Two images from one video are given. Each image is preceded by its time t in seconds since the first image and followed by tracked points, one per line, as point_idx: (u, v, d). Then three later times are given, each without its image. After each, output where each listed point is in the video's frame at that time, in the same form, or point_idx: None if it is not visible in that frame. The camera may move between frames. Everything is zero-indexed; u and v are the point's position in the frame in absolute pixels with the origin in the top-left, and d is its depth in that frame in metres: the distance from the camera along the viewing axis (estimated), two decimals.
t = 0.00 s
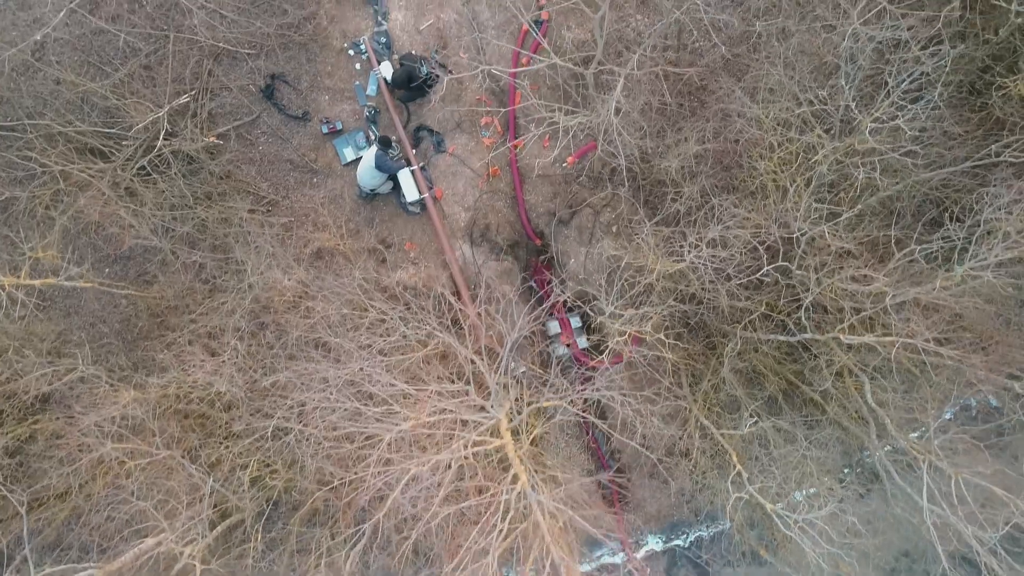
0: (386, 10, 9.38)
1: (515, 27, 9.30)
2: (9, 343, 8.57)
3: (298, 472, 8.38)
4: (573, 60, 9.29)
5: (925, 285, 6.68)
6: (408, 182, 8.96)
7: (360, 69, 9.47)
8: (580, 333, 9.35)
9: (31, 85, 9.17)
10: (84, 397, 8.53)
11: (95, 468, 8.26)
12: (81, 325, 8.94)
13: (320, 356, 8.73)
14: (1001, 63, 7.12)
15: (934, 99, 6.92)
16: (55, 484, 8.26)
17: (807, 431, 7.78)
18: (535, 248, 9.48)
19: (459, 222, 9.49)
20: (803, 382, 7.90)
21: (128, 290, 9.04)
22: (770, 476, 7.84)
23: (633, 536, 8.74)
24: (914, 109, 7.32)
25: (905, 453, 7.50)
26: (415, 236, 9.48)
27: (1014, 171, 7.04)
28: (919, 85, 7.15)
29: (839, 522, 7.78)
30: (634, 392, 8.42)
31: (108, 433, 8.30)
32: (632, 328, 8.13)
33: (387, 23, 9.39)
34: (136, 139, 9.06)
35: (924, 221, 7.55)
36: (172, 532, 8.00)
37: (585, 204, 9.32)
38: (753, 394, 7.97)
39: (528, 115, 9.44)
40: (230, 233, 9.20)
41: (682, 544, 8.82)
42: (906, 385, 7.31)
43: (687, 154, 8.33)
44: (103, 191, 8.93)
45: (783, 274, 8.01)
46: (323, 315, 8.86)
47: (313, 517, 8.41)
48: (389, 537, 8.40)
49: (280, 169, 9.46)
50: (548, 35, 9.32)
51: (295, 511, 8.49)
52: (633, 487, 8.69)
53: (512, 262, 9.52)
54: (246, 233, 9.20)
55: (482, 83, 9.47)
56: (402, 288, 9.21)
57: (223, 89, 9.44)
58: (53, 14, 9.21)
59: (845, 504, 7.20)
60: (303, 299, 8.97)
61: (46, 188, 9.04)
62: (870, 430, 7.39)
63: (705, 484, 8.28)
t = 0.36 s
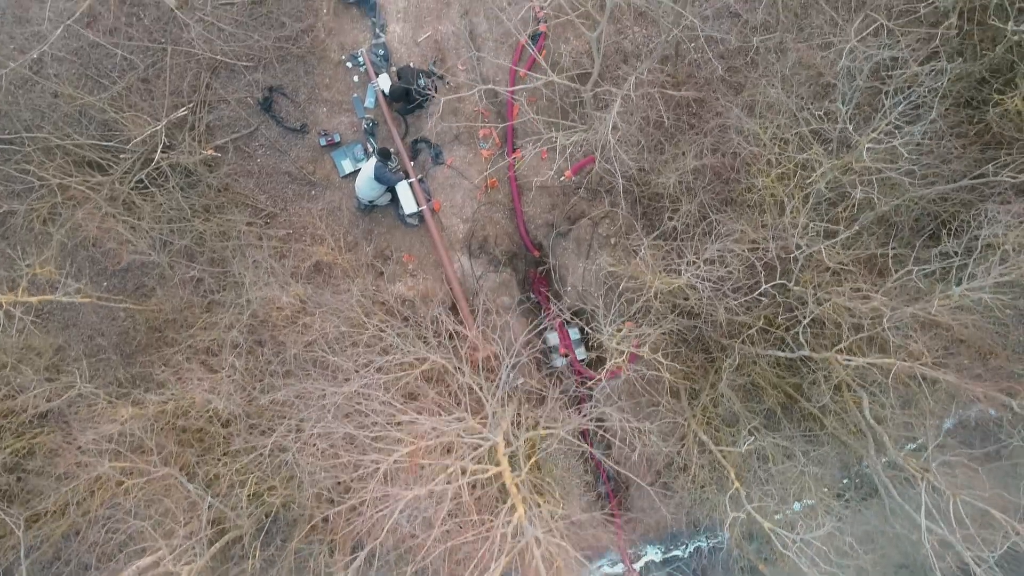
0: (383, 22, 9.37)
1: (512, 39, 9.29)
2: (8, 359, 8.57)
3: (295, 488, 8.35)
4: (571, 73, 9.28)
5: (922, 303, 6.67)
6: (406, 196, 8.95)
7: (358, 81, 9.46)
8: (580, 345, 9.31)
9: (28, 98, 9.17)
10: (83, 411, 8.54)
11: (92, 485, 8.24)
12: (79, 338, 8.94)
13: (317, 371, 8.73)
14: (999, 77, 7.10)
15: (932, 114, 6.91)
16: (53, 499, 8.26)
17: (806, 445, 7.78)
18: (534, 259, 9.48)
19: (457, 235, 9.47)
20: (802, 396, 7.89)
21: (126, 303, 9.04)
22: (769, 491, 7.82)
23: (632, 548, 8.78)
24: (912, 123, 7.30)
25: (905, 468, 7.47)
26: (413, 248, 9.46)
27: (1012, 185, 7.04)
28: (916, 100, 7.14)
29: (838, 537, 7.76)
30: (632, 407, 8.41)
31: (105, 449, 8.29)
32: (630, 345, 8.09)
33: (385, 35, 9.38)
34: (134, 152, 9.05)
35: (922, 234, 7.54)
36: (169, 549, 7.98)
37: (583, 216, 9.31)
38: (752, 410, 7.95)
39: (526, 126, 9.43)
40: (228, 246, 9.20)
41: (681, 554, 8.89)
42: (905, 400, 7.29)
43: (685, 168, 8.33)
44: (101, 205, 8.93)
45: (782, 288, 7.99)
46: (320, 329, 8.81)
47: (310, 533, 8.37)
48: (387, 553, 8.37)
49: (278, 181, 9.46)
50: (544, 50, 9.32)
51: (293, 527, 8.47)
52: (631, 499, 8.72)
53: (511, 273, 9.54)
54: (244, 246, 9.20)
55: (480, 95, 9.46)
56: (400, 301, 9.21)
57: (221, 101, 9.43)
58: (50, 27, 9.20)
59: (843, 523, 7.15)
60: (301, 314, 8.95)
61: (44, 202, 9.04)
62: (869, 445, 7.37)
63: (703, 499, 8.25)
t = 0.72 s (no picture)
0: (381, 34, 9.37)
1: (511, 50, 9.27)
2: (6, 376, 8.56)
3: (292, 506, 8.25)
4: (570, 84, 9.30)
5: (921, 319, 6.66)
6: (405, 209, 8.94)
7: (356, 94, 9.46)
8: (580, 355, 9.29)
9: (27, 111, 9.15)
10: (82, 426, 8.53)
11: (88, 502, 8.20)
12: (78, 352, 8.92)
13: (318, 383, 8.76)
14: (998, 91, 7.08)
15: (931, 129, 6.88)
16: (50, 516, 8.23)
17: (805, 458, 7.78)
18: (533, 267, 9.41)
19: (455, 246, 9.42)
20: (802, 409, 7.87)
21: (125, 317, 9.03)
22: (769, 505, 7.80)
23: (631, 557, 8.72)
24: (911, 136, 7.28)
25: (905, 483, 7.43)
26: (412, 260, 9.44)
27: (1011, 199, 7.02)
28: (915, 114, 7.12)
29: (837, 551, 7.74)
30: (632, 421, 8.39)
31: (104, 464, 8.28)
32: (629, 360, 8.05)
33: (384, 47, 9.38)
34: (133, 165, 9.05)
35: (922, 247, 7.52)
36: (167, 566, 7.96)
37: (582, 227, 9.29)
38: (751, 423, 7.96)
39: (524, 138, 9.41)
40: (228, 258, 9.20)
41: (681, 565, 8.82)
42: (903, 414, 7.29)
43: (684, 181, 8.31)
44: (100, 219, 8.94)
45: (781, 301, 7.97)
46: (319, 341, 8.82)
47: (307, 550, 8.31)
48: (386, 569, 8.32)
49: (276, 194, 9.44)
50: (541, 63, 9.31)
51: (290, 544, 8.41)
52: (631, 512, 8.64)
53: (511, 283, 9.49)
54: (242, 259, 9.23)
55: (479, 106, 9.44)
56: (398, 314, 9.26)
57: (219, 114, 9.41)
58: (49, 40, 9.19)
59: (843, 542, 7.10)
60: (300, 327, 8.95)
61: (43, 215, 9.03)
62: (869, 460, 7.34)
63: (704, 513, 8.18)
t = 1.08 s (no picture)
0: (380, 46, 9.37)
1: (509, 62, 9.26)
2: (6, 391, 8.56)
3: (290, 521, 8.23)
4: (568, 95, 9.28)
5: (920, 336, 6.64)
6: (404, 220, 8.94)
7: (355, 105, 9.45)
8: (580, 366, 9.29)
9: (26, 123, 9.12)
10: (81, 440, 8.52)
11: (88, 517, 8.19)
12: (77, 366, 8.91)
13: (316, 397, 8.74)
14: (995, 105, 7.08)
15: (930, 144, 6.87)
16: (50, 531, 8.24)
17: (806, 472, 7.75)
18: (532, 278, 9.42)
19: (454, 258, 9.41)
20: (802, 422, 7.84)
21: (124, 330, 9.02)
22: (769, 520, 7.77)
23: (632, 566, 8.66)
24: (910, 151, 7.26)
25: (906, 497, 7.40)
26: (411, 271, 9.43)
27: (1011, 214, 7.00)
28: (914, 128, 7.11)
29: (838, 566, 7.71)
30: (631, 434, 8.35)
31: (103, 479, 8.27)
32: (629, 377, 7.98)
33: (382, 58, 9.38)
34: (131, 177, 9.03)
35: (922, 260, 7.49)
36: None
37: (581, 238, 9.27)
38: (751, 437, 7.92)
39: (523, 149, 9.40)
40: (227, 271, 9.18)
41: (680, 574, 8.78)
42: (903, 429, 7.26)
43: (683, 194, 8.29)
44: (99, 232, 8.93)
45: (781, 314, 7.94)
46: (318, 355, 8.82)
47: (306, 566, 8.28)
48: None
49: (275, 205, 9.42)
50: (539, 76, 9.30)
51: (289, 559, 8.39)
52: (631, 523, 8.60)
53: (510, 295, 9.47)
54: (240, 271, 9.21)
55: (477, 117, 9.42)
56: (397, 326, 9.24)
57: (218, 126, 9.39)
58: (47, 52, 9.17)
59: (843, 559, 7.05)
60: (299, 340, 8.92)
61: (42, 227, 9.01)
62: (869, 475, 7.31)
63: (704, 527, 8.14)
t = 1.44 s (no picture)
0: (378, 57, 9.37)
1: (508, 73, 9.27)
2: (5, 406, 8.55)
3: (290, 535, 8.24)
4: (567, 108, 9.29)
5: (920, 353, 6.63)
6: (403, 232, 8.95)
7: (354, 117, 9.45)
8: (579, 375, 9.34)
9: (25, 135, 9.03)
10: (80, 455, 8.50)
11: (87, 534, 8.18)
12: (77, 380, 8.91)
13: (316, 409, 8.74)
14: (994, 120, 7.09)
15: (928, 159, 6.87)
16: (50, 546, 8.24)
17: (806, 484, 7.75)
18: (531, 288, 9.38)
19: (453, 269, 9.40)
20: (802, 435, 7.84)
21: (123, 343, 9.00)
22: (769, 533, 7.77)
23: None
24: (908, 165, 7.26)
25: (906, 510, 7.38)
26: (410, 282, 9.43)
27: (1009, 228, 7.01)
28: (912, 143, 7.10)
29: None
30: (631, 448, 8.34)
31: (102, 495, 8.25)
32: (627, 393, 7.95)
33: (380, 70, 9.37)
34: (130, 190, 9.00)
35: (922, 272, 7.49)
36: None
37: (580, 249, 9.27)
38: (751, 449, 7.91)
39: (522, 160, 9.39)
40: (226, 284, 9.18)
41: None
42: (904, 444, 7.25)
43: (682, 206, 8.29)
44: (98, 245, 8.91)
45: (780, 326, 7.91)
46: (318, 366, 8.83)
47: None
48: None
49: (274, 217, 9.40)
50: (538, 89, 9.33)
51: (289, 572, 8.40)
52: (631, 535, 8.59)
53: (509, 306, 9.44)
54: (239, 285, 9.20)
55: (476, 128, 9.41)
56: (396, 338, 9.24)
57: (217, 138, 9.37)
58: (47, 65, 9.10)
59: None
60: (298, 353, 8.92)
61: (41, 240, 8.97)
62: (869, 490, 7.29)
63: (704, 540, 8.12)
